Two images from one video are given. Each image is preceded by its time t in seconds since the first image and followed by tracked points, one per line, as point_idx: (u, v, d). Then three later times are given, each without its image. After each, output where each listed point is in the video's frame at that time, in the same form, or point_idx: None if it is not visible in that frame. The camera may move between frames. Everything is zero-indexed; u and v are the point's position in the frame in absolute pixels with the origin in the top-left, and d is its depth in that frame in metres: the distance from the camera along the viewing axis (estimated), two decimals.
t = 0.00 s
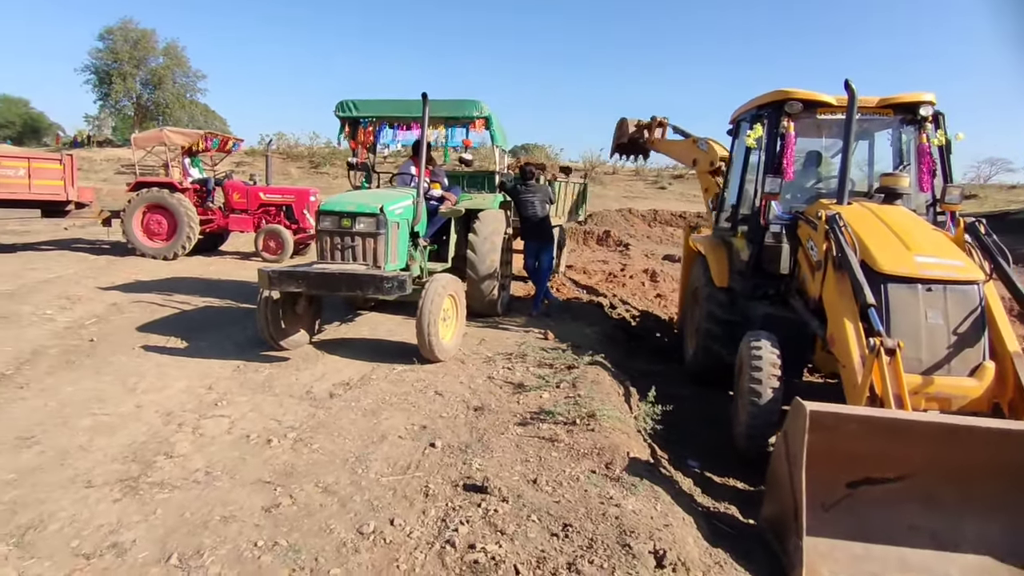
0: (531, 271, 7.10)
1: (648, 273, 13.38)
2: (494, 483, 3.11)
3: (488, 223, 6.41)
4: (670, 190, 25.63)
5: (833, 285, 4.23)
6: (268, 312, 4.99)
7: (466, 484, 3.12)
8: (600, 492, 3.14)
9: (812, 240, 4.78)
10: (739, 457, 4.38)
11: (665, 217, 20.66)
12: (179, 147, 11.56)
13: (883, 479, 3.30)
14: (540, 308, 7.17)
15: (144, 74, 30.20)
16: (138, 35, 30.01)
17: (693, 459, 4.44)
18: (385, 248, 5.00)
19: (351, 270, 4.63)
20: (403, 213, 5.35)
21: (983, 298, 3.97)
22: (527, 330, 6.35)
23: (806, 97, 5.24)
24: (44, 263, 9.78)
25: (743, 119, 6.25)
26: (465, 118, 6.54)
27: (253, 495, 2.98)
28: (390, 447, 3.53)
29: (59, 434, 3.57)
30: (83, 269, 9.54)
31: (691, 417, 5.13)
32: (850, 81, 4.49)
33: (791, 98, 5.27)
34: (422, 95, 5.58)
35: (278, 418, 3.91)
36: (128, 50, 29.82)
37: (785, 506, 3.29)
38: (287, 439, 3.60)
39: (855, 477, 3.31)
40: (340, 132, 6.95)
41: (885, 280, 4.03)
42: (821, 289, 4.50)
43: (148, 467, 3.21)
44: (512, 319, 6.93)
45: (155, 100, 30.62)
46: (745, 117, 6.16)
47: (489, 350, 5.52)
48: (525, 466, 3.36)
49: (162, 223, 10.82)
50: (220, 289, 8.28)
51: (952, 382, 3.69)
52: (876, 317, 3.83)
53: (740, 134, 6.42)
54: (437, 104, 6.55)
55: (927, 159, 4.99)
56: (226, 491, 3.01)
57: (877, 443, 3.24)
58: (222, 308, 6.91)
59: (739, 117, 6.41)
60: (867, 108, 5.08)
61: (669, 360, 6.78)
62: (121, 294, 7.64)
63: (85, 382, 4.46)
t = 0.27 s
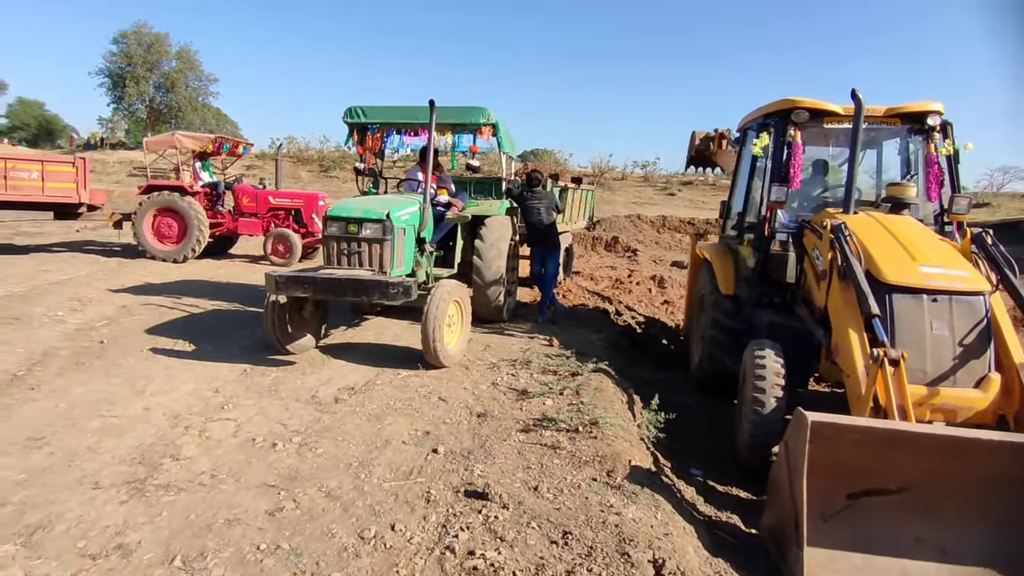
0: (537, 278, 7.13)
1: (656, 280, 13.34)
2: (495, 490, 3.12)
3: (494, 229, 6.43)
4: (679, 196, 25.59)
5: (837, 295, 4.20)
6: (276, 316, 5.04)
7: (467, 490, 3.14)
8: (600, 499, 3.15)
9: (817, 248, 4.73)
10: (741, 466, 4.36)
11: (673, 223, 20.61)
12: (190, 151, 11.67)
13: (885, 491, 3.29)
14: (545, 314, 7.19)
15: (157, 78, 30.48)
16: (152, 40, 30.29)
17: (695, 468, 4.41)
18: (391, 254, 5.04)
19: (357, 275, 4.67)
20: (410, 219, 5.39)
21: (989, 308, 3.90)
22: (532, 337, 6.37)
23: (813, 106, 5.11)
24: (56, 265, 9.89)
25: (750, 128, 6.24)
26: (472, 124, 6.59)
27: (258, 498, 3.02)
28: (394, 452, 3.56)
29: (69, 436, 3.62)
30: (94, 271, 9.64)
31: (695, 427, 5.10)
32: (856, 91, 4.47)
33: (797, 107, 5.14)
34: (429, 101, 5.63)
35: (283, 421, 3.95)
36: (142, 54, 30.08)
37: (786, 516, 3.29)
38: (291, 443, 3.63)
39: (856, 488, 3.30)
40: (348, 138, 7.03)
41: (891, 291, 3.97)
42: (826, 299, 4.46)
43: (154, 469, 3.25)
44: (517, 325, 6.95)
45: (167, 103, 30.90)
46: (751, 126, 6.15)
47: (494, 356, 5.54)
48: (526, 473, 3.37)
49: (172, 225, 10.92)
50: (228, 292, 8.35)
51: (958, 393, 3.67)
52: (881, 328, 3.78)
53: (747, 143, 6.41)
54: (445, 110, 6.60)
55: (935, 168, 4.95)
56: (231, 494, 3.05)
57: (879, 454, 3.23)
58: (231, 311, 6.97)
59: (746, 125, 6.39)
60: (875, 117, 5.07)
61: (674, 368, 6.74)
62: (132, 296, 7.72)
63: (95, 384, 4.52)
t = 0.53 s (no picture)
0: (542, 288, 7.12)
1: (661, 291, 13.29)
2: (498, 504, 3.09)
3: (499, 239, 6.43)
4: (684, 207, 25.54)
5: (846, 310, 4.17)
6: (280, 325, 5.04)
7: (471, 504, 3.11)
8: (604, 515, 3.12)
9: (825, 262, 4.69)
10: (748, 481, 4.31)
11: (679, 234, 20.56)
12: (198, 158, 11.72)
13: (894, 509, 3.25)
14: (549, 324, 7.17)
15: (167, 85, 30.69)
16: (162, 47, 30.51)
17: (700, 483, 4.36)
18: (396, 264, 5.04)
19: (362, 285, 4.66)
20: (415, 228, 5.39)
21: (1000, 325, 3.86)
22: (536, 348, 6.35)
23: (823, 119, 5.09)
24: (63, 271, 9.92)
25: (760, 140, 6.22)
26: (479, 134, 6.56)
27: (259, 510, 3.00)
28: (396, 464, 3.53)
29: (71, 444, 3.61)
30: (100, 277, 9.66)
31: (700, 441, 5.06)
32: (868, 104, 4.45)
33: (808, 119, 5.12)
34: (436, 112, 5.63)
35: (286, 431, 3.93)
36: (152, 61, 30.29)
37: (793, 534, 3.25)
38: (294, 453, 3.61)
39: (866, 506, 3.26)
40: (354, 147, 7.02)
41: (901, 306, 3.94)
42: (834, 313, 4.42)
43: (156, 479, 3.24)
44: (522, 336, 6.93)
45: (176, 110, 31.09)
46: (761, 138, 6.13)
47: (498, 367, 5.52)
48: (530, 487, 3.35)
49: (179, 232, 10.95)
50: (233, 300, 8.35)
51: (967, 411, 3.62)
52: (891, 342, 3.75)
53: (757, 155, 6.39)
54: (451, 121, 6.58)
55: (947, 184, 4.91)
56: (232, 505, 3.02)
57: (888, 472, 3.19)
58: (236, 319, 6.97)
59: (756, 138, 6.37)
60: (886, 130, 5.06)
61: (679, 381, 6.69)
62: (137, 303, 7.73)
63: (99, 391, 4.51)
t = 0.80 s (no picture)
0: (552, 297, 7.12)
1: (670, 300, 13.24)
2: (509, 515, 3.07)
3: (509, 247, 6.42)
4: (693, 216, 25.50)
5: (860, 323, 4.13)
6: (291, 331, 5.04)
7: (481, 514, 3.09)
8: (615, 527, 3.10)
9: (838, 274, 4.65)
10: (759, 495, 4.27)
11: (688, 243, 20.51)
12: (210, 163, 11.80)
13: (909, 526, 3.21)
14: (559, 333, 7.15)
15: (180, 90, 30.92)
16: (175, 52, 30.77)
17: (711, 497, 4.32)
18: (407, 271, 5.04)
19: (373, 292, 4.67)
20: (427, 236, 5.39)
21: (1016, 340, 3.82)
22: (546, 357, 6.33)
23: (836, 130, 5.07)
24: (75, 273, 9.99)
25: (771, 150, 6.20)
26: (490, 142, 6.61)
27: (269, 516, 2.99)
28: (406, 473, 3.52)
29: (82, 447, 3.62)
30: (112, 280, 9.72)
31: (711, 453, 5.02)
32: (881, 116, 4.43)
33: (820, 131, 5.10)
34: (447, 119, 5.64)
35: (296, 438, 3.93)
36: (165, 66, 30.54)
37: (805, 549, 3.22)
38: (304, 460, 3.61)
39: (880, 522, 3.22)
40: (366, 154, 7.08)
41: (915, 320, 3.91)
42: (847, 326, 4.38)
43: (166, 484, 3.24)
44: (531, 344, 6.92)
45: (188, 115, 31.34)
46: (772, 148, 6.10)
47: (507, 376, 5.51)
48: (540, 497, 3.32)
49: (190, 236, 11.00)
50: (243, 304, 8.38)
51: (983, 427, 3.58)
52: (904, 357, 3.71)
53: (768, 166, 6.37)
54: (464, 129, 6.63)
55: (962, 197, 4.88)
56: (242, 511, 3.02)
57: (903, 489, 3.15)
58: (246, 324, 6.99)
59: (767, 149, 6.35)
60: (899, 142, 5.02)
61: (690, 392, 6.65)
62: (148, 306, 7.77)
63: (110, 395, 4.52)
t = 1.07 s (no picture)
0: (564, 301, 7.10)
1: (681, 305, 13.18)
2: (521, 519, 3.06)
3: (521, 251, 6.41)
4: (705, 221, 25.40)
5: (876, 330, 4.08)
6: (303, 333, 5.06)
7: (493, 518, 3.08)
8: (628, 533, 3.07)
9: (854, 280, 4.59)
10: (774, 503, 4.21)
11: (700, 248, 20.41)
12: (225, 167, 11.89)
13: (926, 536, 3.17)
14: (571, 338, 7.13)
15: (195, 94, 31.21)
16: (191, 57, 31.08)
17: (724, 504, 4.27)
18: (420, 274, 5.05)
19: (386, 295, 4.67)
20: (439, 239, 5.40)
21: None
22: (558, 361, 6.31)
23: (852, 135, 5.04)
24: (91, 275, 10.08)
25: (786, 155, 6.15)
26: (504, 147, 6.59)
27: (281, 518, 3.00)
28: (417, 476, 3.51)
29: (97, 446, 3.64)
30: (127, 282, 9.80)
31: (724, 460, 4.97)
32: (898, 120, 4.38)
33: (836, 135, 5.07)
34: (461, 123, 5.64)
35: (308, 439, 3.93)
36: (181, 71, 30.84)
37: (820, 557, 3.19)
38: (316, 462, 3.61)
39: (896, 531, 3.18)
40: (380, 158, 7.10)
41: (933, 327, 3.85)
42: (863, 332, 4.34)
43: (179, 484, 3.25)
44: (543, 348, 6.90)
45: (204, 119, 31.62)
46: (787, 153, 6.06)
47: (519, 380, 5.49)
48: (552, 502, 3.30)
49: (204, 239, 11.08)
50: (256, 307, 8.42)
51: (1003, 436, 3.52)
52: (922, 364, 3.66)
53: (783, 171, 6.33)
54: (477, 133, 6.64)
55: (980, 204, 4.78)
56: (255, 512, 3.03)
57: (920, 499, 3.11)
58: (259, 326, 7.02)
59: (782, 154, 6.31)
60: (916, 148, 4.96)
61: (703, 397, 6.60)
62: (162, 308, 7.82)
63: (124, 395, 4.55)
